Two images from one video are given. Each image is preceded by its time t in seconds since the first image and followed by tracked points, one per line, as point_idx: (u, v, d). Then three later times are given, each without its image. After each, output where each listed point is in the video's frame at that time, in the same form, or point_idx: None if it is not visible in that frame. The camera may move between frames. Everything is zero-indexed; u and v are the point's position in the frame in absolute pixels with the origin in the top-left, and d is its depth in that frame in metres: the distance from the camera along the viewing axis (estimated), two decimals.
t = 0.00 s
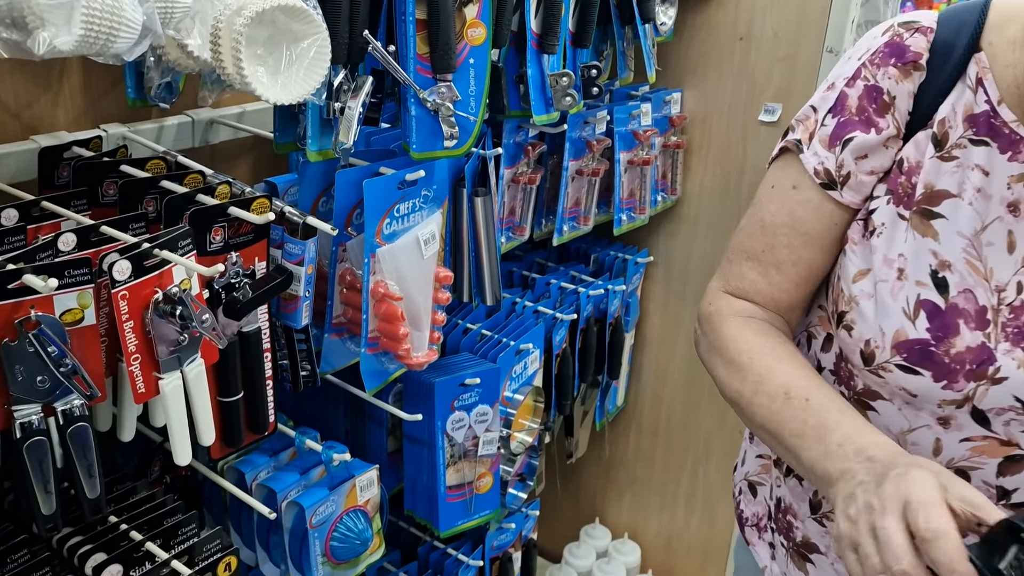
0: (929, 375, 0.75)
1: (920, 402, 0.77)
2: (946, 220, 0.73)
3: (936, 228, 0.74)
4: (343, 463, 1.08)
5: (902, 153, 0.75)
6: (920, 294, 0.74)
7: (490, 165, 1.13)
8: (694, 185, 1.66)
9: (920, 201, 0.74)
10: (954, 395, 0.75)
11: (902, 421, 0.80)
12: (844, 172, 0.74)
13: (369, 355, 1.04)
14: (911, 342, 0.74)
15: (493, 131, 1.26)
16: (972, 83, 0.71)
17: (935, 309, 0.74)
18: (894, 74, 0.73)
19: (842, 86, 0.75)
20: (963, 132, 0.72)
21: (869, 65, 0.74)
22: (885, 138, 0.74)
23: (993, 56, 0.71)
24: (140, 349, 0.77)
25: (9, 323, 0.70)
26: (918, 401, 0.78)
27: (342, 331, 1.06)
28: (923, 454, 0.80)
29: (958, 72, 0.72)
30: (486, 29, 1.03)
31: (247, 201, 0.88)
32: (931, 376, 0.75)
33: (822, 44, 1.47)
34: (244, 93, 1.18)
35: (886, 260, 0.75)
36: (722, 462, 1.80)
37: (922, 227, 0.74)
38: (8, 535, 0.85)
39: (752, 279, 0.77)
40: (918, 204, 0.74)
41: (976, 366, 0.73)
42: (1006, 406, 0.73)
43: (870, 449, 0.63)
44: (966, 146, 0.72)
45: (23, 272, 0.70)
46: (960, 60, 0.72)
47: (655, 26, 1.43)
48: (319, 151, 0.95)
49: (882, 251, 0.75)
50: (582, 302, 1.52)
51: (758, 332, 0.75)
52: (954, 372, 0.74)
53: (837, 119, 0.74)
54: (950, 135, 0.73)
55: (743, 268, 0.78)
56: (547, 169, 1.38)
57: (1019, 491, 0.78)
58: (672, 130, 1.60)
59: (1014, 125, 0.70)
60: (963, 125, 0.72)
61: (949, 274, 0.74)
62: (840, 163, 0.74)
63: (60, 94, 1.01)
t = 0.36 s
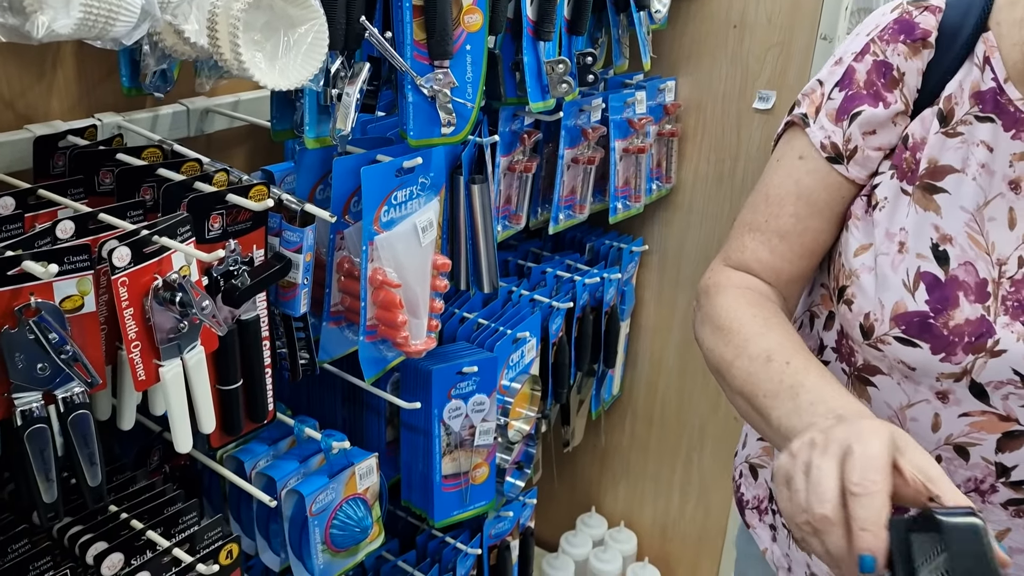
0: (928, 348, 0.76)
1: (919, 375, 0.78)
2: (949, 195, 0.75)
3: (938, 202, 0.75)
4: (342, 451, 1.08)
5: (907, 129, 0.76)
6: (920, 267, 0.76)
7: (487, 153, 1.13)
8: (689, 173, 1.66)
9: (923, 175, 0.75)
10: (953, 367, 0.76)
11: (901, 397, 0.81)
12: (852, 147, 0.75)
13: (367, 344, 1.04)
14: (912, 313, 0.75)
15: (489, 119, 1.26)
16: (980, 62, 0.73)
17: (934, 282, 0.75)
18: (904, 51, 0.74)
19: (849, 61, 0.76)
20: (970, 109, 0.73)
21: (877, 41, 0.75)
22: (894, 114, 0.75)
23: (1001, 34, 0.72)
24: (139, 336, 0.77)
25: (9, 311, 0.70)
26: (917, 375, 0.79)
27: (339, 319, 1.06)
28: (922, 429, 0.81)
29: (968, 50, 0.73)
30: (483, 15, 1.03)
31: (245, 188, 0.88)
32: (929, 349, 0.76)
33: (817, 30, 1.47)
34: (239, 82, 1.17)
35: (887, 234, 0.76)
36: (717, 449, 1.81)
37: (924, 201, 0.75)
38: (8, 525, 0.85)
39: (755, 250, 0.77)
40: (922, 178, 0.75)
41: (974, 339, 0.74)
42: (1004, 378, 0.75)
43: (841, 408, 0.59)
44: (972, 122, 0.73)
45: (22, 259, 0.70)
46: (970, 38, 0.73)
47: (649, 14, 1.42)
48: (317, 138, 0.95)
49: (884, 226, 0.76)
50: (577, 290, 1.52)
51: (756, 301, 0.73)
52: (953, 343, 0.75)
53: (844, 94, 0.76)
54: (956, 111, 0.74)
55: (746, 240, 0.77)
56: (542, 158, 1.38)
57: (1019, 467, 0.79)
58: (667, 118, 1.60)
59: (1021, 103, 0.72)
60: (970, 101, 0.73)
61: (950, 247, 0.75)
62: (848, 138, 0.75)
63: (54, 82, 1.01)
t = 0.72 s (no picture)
0: (891, 322, 0.81)
1: (885, 349, 0.83)
2: (927, 178, 0.80)
3: (917, 185, 0.81)
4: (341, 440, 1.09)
5: (901, 116, 0.82)
6: (892, 246, 0.82)
7: (482, 146, 1.14)
8: (681, 165, 1.68)
9: (906, 159, 0.81)
10: (916, 343, 0.81)
11: (871, 370, 0.86)
12: (859, 126, 0.81)
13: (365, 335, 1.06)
14: (879, 289, 0.82)
15: (483, 112, 1.27)
16: (975, 54, 0.78)
17: (904, 260, 0.81)
18: (907, 41, 0.80)
19: (854, 46, 0.82)
20: (959, 98, 0.78)
21: (881, 28, 0.80)
22: (895, 99, 0.82)
23: (997, 29, 0.77)
24: (144, 327, 0.79)
25: (16, 303, 0.71)
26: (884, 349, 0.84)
27: (338, 311, 1.07)
28: (888, 404, 0.86)
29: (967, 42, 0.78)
30: (478, 10, 1.04)
31: (245, 181, 0.88)
32: (893, 323, 0.81)
33: (806, 24, 1.48)
34: (236, 77, 1.18)
35: (864, 214, 0.82)
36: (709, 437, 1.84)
37: (903, 183, 0.81)
38: (14, 515, 0.86)
39: (755, 219, 0.81)
40: (903, 162, 0.81)
41: (936, 316, 0.80)
42: (963, 357, 0.80)
43: (774, 364, 0.63)
44: (959, 110, 0.79)
45: (29, 252, 0.71)
46: (968, 30, 0.78)
47: (641, 8, 1.44)
48: (316, 132, 0.97)
49: (862, 206, 0.83)
50: (571, 281, 1.54)
51: (743, 269, 0.77)
52: (916, 320, 0.81)
53: (849, 75, 0.81)
54: (945, 99, 0.79)
55: (748, 211, 0.82)
56: (537, 151, 1.39)
57: (977, 448, 0.83)
58: (659, 111, 1.62)
59: (1006, 93, 0.77)
60: (960, 90, 0.78)
61: (922, 229, 0.81)
62: (855, 118, 0.81)
63: (52, 78, 1.02)
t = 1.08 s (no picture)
0: (857, 315, 0.86)
1: (852, 341, 0.88)
2: (892, 177, 0.84)
3: (882, 183, 0.85)
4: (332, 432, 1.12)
5: (869, 117, 0.86)
6: (858, 241, 0.86)
7: (467, 145, 1.18)
8: (663, 161, 1.71)
9: (873, 159, 0.85)
10: (881, 335, 0.86)
11: (840, 362, 0.90)
12: (829, 126, 0.86)
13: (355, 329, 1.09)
14: (846, 282, 0.86)
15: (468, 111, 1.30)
16: (938, 57, 0.82)
17: (870, 255, 0.85)
18: (873, 45, 0.85)
19: (824, 49, 0.86)
20: (923, 100, 0.83)
21: (849, 33, 0.85)
22: (862, 101, 0.86)
23: (959, 33, 0.81)
24: (142, 323, 0.82)
25: (19, 301, 0.74)
26: (851, 341, 0.88)
27: (328, 306, 1.10)
28: (858, 394, 0.90)
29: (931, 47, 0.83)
30: (462, 13, 1.07)
31: (238, 181, 0.92)
32: (859, 316, 0.86)
33: (784, 22, 1.53)
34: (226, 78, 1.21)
35: (834, 212, 0.87)
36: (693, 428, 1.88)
37: (870, 182, 0.85)
38: (16, 506, 0.89)
39: (726, 212, 0.87)
40: (870, 162, 0.85)
41: (899, 309, 0.84)
42: (926, 347, 0.84)
43: (722, 345, 0.72)
44: (922, 112, 0.83)
45: (31, 252, 0.74)
46: (931, 36, 0.83)
47: (622, 8, 1.48)
48: (305, 134, 1.01)
49: (833, 203, 0.87)
50: (557, 276, 1.58)
51: (712, 261, 0.84)
52: (880, 312, 0.85)
53: (819, 77, 0.86)
54: (911, 101, 0.83)
55: (720, 204, 0.88)
56: (522, 148, 1.43)
57: (943, 435, 0.87)
58: (641, 108, 1.65)
59: (968, 95, 0.81)
60: (924, 93, 0.83)
61: (887, 225, 0.85)
62: (824, 117, 0.86)
63: (47, 81, 1.04)
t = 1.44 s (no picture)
0: (828, 301, 0.88)
1: (822, 327, 0.90)
2: (860, 168, 0.86)
3: (851, 173, 0.87)
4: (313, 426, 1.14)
5: (837, 110, 0.88)
6: (828, 229, 0.88)
7: (445, 142, 1.20)
8: (641, 157, 1.73)
9: (841, 150, 0.87)
10: (849, 321, 0.88)
11: (811, 349, 0.92)
12: (797, 120, 0.88)
13: (335, 324, 1.10)
14: (817, 269, 0.88)
15: (446, 109, 1.31)
16: (902, 52, 0.85)
17: (838, 243, 0.88)
18: (841, 41, 0.87)
19: (793, 46, 0.89)
20: (889, 93, 0.85)
21: (818, 30, 0.88)
22: (830, 95, 0.88)
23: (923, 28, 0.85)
24: (121, 320, 0.83)
25: None
26: (822, 327, 0.90)
27: (308, 302, 1.12)
28: (828, 379, 0.92)
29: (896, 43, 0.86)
30: (437, 12, 1.09)
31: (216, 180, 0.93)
32: (828, 303, 0.88)
33: (757, 19, 1.54)
34: (205, 77, 1.22)
35: (805, 202, 0.89)
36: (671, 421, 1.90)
37: (839, 173, 0.87)
38: None
39: (701, 208, 0.90)
40: (839, 153, 0.87)
41: (867, 294, 0.86)
42: (893, 332, 0.86)
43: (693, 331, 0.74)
44: (888, 105, 0.85)
45: (10, 250, 0.76)
46: (896, 34, 0.86)
47: (598, 6, 1.50)
48: (283, 131, 1.00)
49: (802, 194, 0.90)
50: (536, 271, 1.60)
51: (684, 253, 0.87)
52: (849, 298, 0.87)
53: (788, 73, 0.88)
54: (877, 95, 0.86)
55: (695, 200, 0.91)
56: (500, 145, 1.44)
57: (910, 419, 0.89)
58: (619, 104, 1.67)
59: (932, 87, 0.84)
60: (890, 87, 0.85)
61: (855, 214, 0.87)
62: (793, 111, 0.88)
63: (25, 81, 1.05)
